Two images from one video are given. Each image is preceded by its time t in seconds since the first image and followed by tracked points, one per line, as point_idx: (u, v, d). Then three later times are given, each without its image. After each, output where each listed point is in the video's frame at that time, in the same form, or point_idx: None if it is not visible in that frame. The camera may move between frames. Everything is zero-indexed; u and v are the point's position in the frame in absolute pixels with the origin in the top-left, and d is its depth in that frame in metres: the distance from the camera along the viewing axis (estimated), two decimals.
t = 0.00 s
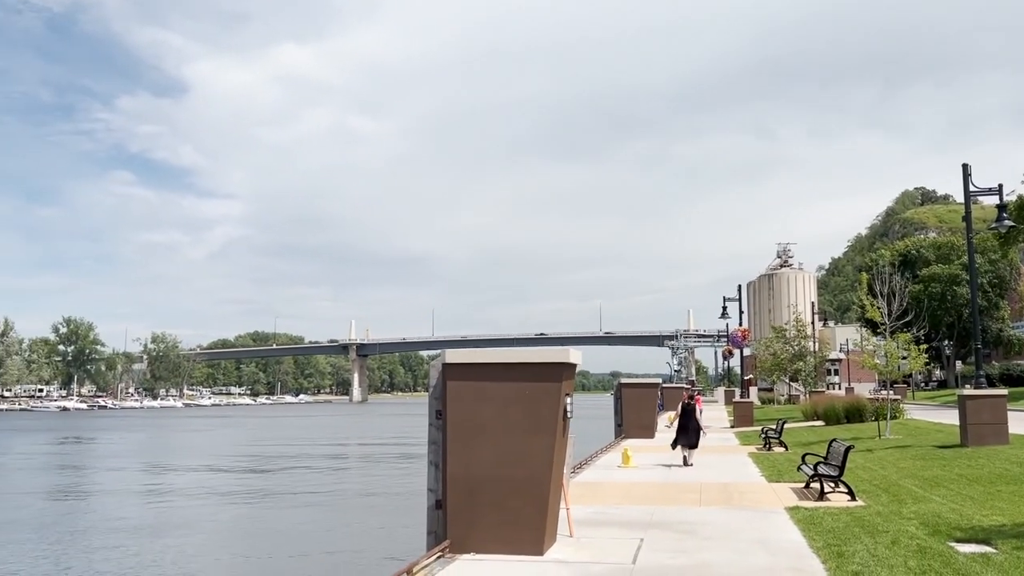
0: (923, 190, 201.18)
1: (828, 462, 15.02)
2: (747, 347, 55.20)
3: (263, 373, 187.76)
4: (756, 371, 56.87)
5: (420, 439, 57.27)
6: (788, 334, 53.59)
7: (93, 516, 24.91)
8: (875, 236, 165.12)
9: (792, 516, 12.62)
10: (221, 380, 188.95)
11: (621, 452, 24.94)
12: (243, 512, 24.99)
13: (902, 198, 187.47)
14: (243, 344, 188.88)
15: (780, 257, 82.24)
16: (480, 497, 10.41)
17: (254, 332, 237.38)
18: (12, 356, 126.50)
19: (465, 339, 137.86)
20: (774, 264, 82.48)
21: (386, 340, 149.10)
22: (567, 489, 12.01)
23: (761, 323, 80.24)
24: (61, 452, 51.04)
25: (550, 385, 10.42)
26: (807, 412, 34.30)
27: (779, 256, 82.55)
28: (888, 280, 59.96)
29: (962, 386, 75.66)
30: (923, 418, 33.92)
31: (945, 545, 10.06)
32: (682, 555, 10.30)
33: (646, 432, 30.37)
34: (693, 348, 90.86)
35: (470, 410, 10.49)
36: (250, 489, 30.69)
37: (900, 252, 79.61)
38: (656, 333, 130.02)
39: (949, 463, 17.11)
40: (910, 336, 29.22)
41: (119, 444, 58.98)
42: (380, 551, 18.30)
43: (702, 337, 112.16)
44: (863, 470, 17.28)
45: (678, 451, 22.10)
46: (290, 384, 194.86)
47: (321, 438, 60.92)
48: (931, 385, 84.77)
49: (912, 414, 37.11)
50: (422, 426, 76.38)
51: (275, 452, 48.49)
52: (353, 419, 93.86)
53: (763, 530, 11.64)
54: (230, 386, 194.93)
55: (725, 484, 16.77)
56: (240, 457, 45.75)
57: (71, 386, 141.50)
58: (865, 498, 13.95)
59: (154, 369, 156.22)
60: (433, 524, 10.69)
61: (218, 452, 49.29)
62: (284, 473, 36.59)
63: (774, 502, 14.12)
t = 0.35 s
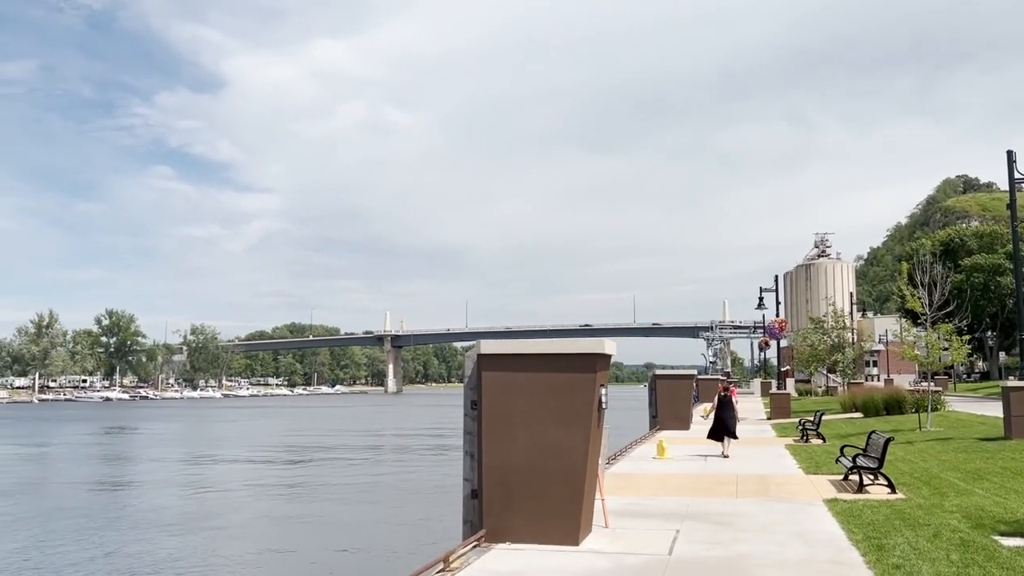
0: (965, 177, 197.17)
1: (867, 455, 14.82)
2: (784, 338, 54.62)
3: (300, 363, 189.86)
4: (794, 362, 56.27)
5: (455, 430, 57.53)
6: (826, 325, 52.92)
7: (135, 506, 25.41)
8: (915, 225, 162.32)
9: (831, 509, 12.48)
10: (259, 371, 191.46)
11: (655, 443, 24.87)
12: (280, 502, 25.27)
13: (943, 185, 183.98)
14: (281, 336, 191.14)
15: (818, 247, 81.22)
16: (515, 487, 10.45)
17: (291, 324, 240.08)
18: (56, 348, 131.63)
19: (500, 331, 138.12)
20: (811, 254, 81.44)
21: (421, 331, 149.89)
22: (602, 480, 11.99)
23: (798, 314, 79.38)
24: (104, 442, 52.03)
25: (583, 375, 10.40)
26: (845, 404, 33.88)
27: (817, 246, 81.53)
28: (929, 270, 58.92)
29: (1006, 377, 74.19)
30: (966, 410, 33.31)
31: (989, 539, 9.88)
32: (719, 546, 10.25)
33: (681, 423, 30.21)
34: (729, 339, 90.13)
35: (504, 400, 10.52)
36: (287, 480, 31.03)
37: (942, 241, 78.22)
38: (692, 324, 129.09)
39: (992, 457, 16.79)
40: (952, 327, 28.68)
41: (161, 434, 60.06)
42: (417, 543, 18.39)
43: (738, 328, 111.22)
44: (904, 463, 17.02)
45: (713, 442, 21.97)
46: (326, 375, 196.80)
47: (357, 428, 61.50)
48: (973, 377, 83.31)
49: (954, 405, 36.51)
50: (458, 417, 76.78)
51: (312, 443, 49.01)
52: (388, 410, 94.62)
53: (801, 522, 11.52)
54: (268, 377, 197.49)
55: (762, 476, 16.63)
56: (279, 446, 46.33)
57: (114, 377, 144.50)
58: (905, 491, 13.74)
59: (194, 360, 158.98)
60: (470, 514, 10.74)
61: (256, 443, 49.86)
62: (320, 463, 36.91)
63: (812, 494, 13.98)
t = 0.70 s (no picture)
0: (1009, 165, 192.71)
1: (908, 447, 14.61)
2: (822, 329, 53.94)
3: (336, 355, 191.58)
4: (832, 354, 55.55)
5: (490, 422, 57.75)
6: (866, 316, 52.12)
7: (177, 496, 25.86)
8: (958, 214, 159.11)
9: (871, 501, 12.33)
10: (296, 362, 193.57)
11: (691, 435, 24.74)
12: (318, 492, 25.57)
13: (987, 173, 179.95)
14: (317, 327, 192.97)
15: (857, 237, 79.96)
16: (551, 478, 10.45)
17: (327, 316, 242.28)
18: (99, 339, 135.37)
19: (534, 322, 138.00)
20: (850, 244, 80.30)
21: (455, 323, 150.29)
22: (638, 470, 11.96)
23: (837, 305, 78.27)
24: (146, 432, 53.00)
25: (619, 365, 10.36)
26: (886, 396, 33.41)
27: (856, 236, 80.27)
28: (972, 259, 57.76)
29: None
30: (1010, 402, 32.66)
31: None
32: (756, 538, 10.17)
33: (718, 415, 30.00)
34: (766, 331, 89.26)
35: (540, 390, 10.51)
36: (325, 470, 31.38)
37: (986, 229, 76.56)
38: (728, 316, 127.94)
39: None
40: (997, 318, 28.07)
41: (202, 424, 61.16)
42: (454, 533, 18.45)
43: (776, 319, 110.01)
44: (945, 456, 16.75)
45: (751, 433, 21.83)
46: (362, 366, 198.44)
47: (392, 419, 62.02)
48: (1018, 368, 81.60)
49: (999, 398, 35.73)
50: (492, 409, 76.93)
51: (349, 433, 49.53)
52: (423, 401, 95.10)
53: (841, 514, 11.39)
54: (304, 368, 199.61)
55: (800, 468, 16.50)
56: (315, 437, 46.80)
57: (155, 368, 147.21)
58: (948, 483, 13.53)
59: (232, 351, 161.47)
60: (506, 504, 10.79)
61: (293, 433, 50.49)
62: (357, 454, 37.27)
63: (853, 487, 13.81)
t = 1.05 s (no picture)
0: None
1: (952, 439, 14.34)
2: (863, 320, 53.12)
3: (372, 346, 192.96)
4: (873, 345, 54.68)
5: (524, 412, 57.95)
6: (908, 307, 51.22)
7: (216, 485, 26.23)
8: (1003, 203, 155.62)
9: (913, 494, 12.12)
10: (333, 353, 195.31)
11: (728, 426, 24.53)
12: (356, 481, 25.83)
13: None
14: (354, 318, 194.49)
15: (899, 226, 78.57)
16: (586, 468, 10.43)
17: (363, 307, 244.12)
18: (141, 330, 138.46)
19: (569, 313, 137.68)
20: (892, 233, 78.97)
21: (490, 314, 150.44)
22: (675, 461, 11.87)
23: (877, 296, 77.04)
24: (187, 422, 53.88)
25: (656, 357, 10.28)
26: (928, 388, 32.81)
27: (898, 225, 78.88)
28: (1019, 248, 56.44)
29: None
30: None
31: None
32: (795, 530, 10.06)
33: (756, 407, 29.71)
34: (804, 322, 88.17)
35: (576, 382, 10.48)
36: (361, 460, 31.67)
37: None
38: (766, 307, 126.54)
39: None
40: None
41: (242, 414, 62.17)
42: (490, 525, 18.45)
43: (814, 310, 108.63)
44: (991, 448, 16.40)
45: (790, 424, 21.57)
46: (398, 357, 199.77)
47: (428, 409, 62.48)
48: None
49: None
50: (527, 400, 76.91)
51: (385, 423, 49.96)
52: (459, 392, 95.36)
53: (883, 507, 11.20)
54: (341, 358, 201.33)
55: (840, 460, 16.27)
56: (352, 428, 47.21)
57: (196, 358, 149.49)
58: (993, 477, 13.25)
59: (271, 342, 163.69)
60: (541, 493, 10.80)
61: (331, 424, 51.06)
62: (395, 444, 37.58)
63: (894, 479, 13.58)
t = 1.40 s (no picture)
0: None
1: (997, 432, 14.05)
2: (904, 310, 52.21)
3: (408, 337, 194.03)
4: (915, 336, 53.74)
5: (559, 403, 57.98)
6: (951, 297, 50.21)
7: (257, 473, 26.69)
8: None
9: (958, 487, 11.89)
10: (369, 344, 196.79)
11: (766, 418, 24.29)
12: (394, 471, 26.04)
13: None
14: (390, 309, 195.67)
15: (942, 215, 77.01)
16: (622, 459, 10.39)
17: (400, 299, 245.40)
18: (182, 322, 140.96)
19: (605, 304, 137.21)
20: (934, 222, 77.49)
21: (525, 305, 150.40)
22: (712, 453, 11.81)
23: (920, 285, 75.65)
24: (227, 412, 54.74)
25: (694, 347, 10.22)
26: (972, 379, 32.16)
27: (941, 214, 77.32)
28: None
29: None
30: None
31: None
32: (836, 522, 9.94)
33: (795, 399, 29.37)
34: (844, 313, 86.98)
35: (613, 373, 10.44)
36: (399, 450, 31.92)
37: None
38: (805, 298, 124.94)
39: None
40: None
41: (281, 404, 63.04)
42: (526, 516, 18.46)
43: (854, 300, 107.11)
44: None
45: (831, 415, 21.26)
46: (433, 348, 200.77)
47: (464, 400, 62.82)
48: None
49: None
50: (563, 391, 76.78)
51: (421, 414, 50.31)
52: (494, 383, 95.49)
53: (925, 501, 11.01)
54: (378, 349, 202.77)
55: (881, 452, 16.03)
56: (389, 418, 47.58)
57: (235, 349, 151.60)
58: None
59: (308, 333, 165.56)
60: (578, 484, 10.78)
61: (368, 414, 51.53)
62: (431, 435, 37.78)
63: (937, 472, 13.35)
